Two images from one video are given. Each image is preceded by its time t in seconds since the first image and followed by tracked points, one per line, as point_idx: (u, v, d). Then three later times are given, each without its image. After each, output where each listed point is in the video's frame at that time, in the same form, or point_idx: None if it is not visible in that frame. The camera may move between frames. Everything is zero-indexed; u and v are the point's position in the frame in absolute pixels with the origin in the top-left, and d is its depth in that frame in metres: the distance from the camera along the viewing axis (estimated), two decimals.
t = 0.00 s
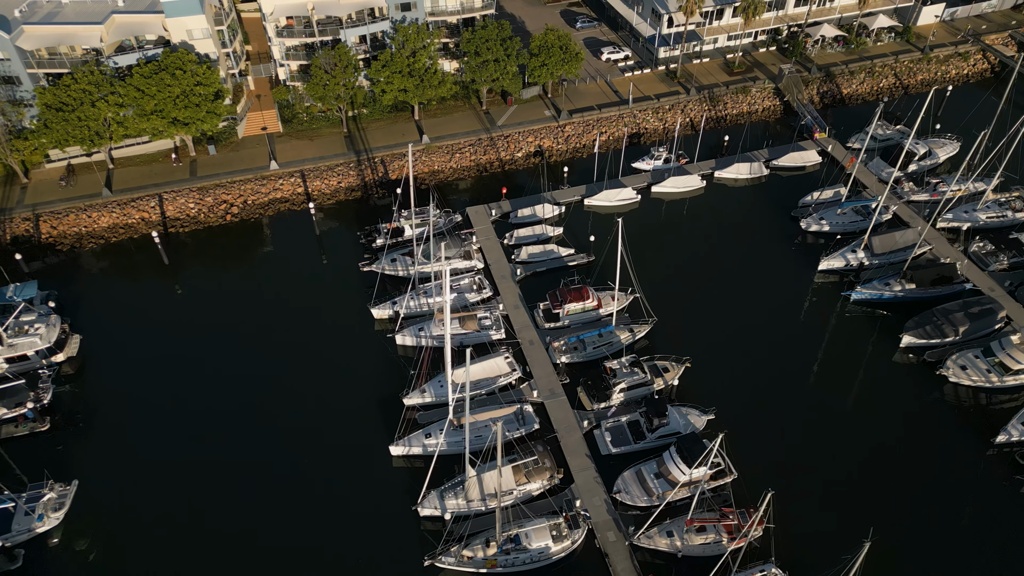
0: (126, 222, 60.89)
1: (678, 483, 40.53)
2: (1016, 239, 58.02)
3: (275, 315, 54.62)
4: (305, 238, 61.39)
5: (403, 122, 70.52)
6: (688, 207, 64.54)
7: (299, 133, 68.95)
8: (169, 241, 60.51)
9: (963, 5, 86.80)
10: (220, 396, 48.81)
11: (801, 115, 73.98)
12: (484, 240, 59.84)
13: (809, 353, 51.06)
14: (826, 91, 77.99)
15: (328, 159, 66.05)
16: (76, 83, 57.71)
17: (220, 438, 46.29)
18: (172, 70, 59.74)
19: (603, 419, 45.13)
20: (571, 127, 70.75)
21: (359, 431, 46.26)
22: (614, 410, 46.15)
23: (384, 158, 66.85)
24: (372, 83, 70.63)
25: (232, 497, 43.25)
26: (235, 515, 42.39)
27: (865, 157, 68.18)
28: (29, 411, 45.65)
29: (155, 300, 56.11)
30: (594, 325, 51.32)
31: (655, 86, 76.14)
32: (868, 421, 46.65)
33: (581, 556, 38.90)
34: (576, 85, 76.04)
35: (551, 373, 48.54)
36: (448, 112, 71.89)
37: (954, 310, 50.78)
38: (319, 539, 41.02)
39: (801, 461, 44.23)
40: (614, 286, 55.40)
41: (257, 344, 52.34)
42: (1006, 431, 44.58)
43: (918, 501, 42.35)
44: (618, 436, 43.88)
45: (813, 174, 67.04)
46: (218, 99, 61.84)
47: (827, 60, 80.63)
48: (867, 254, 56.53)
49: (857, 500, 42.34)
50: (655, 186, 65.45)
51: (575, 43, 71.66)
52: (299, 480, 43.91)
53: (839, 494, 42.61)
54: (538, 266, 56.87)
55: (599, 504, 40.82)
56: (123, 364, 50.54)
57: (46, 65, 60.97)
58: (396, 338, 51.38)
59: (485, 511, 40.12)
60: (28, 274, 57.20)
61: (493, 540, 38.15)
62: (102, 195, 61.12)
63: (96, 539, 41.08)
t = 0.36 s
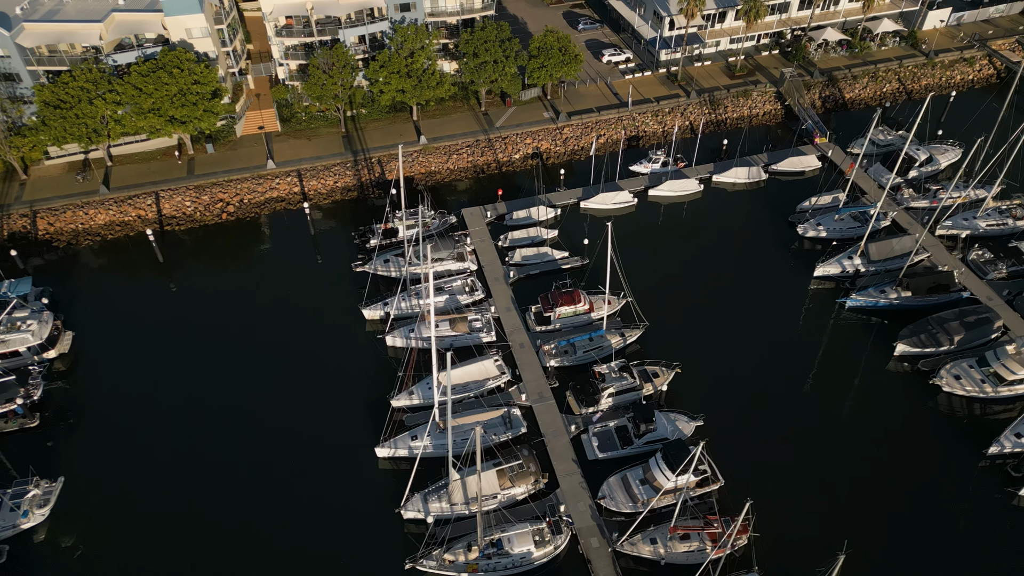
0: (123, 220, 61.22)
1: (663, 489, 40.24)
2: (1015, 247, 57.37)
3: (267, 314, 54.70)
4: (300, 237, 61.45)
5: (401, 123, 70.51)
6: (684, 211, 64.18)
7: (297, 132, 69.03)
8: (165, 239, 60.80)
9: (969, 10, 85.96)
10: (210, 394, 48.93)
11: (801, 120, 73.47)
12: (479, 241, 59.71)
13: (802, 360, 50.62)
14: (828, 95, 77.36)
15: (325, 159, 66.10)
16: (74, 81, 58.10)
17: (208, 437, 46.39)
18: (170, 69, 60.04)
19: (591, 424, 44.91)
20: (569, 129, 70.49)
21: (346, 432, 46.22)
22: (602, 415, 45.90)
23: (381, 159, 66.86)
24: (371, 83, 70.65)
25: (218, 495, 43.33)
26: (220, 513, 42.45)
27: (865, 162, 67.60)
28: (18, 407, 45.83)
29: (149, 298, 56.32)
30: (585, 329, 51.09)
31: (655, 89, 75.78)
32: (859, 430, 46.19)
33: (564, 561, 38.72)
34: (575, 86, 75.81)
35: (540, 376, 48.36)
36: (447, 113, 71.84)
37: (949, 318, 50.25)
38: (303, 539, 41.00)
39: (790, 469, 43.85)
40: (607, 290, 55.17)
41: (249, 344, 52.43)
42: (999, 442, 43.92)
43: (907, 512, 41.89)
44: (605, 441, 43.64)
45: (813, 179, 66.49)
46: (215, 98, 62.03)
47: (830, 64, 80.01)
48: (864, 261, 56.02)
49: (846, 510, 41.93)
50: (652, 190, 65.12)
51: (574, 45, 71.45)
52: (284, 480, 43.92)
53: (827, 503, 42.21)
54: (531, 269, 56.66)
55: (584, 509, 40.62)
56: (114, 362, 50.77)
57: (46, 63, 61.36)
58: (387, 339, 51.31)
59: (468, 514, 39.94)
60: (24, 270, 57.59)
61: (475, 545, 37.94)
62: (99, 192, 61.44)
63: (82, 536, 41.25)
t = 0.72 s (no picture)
0: (119, 217, 61.52)
1: (647, 495, 40.01)
2: (1014, 255, 56.75)
3: (259, 313, 54.83)
4: (295, 237, 61.54)
5: (399, 123, 70.51)
6: (680, 215, 63.88)
7: (296, 131, 69.12)
8: (161, 237, 61.05)
9: (976, 14, 85.02)
10: (199, 393, 49.05)
11: (801, 124, 72.90)
12: (473, 243, 59.60)
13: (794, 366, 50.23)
14: (830, 99, 76.79)
15: (322, 159, 66.18)
16: (73, 78, 58.54)
17: (197, 435, 46.52)
18: (168, 67, 60.39)
19: (578, 428, 44.68)
20: (567, 131, 70.25)
21: (333, 433, 46.19)
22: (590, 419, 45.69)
23: (378, 159, 66.87)
24: (369, 83, 70.66)
25: (204, 493, 43.42)
26: (204, 512, 42.48)
27: (865, 168, 67.02)
28: (7, 402, 46.07)
29: (142, 295, 56.53)
30: (575, 333, 50.92)
31: (655, 91, 75.43)
32: (849, 438, 45.75)
33: (546, 566, 38.53)
34: (575, 88, 75.58)
35: (529, 380, 48.22)
36: (445, 113, 71.78)
37: (944, 326, 49.76)
38: (286, 540, 40.95)
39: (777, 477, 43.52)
40: (600, 294, 55.01)
41: (240, 342, 52.54)
42: (990, 453, 43.38)
43: (895, 522, 41.46)
44: (591, 445, 43.43)
45: (811, 184, 65.98)
46: (213, 97, 62.26)
47: (832, 68, 79.35)
48: (859, 268, 55.52)
49: (833, 519, 41.55)
50: (648, 193, 64.82)
51: (574, 47, 71.23)
52: (270, 479, 43.94)
53: (814, 512, 41.85)
54: (524, 271, 56.48)
55: (567, 514, 40.45)
56: (106, 359, 51.05)
57: (46, 60, 61.84)
58: (377, 340, 51.24)
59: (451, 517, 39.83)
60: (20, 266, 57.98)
61: (456, 548, 37.81)
62: (96, 189, 61.76)
63: (67, 532, 41.45)
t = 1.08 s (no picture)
0: (116, 214, 61.85)
1: (631, 500, 39.80)
2: (1012, 263, 56.15)
3: (251, 311, 54.94)
4: (290, 235, 61.66)
5: (397, 123, 70.49)
6: (676, 218, 63.59)
7: (293, 130, 69.24)
8: (157, 234, 61.35)
9: (981, 19, 84.21)
10: (188, 390, 49.21)
11: (801, 128, 72.41)
12: (467, 244, 59.54)
13: (785, 372, 49.86)
14: (831, 103, 76.23)
15: (318, 158, 66.28)
16: (71, 75, 58.86)
17: (185, 432, 46.67)
18: (166, 65, 60.63)
19: (564, 431, 44.48)
20: (565, 133, 70.08)
21: (320, 432, 46.19)
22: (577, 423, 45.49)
23: (375, 159, 66.87)
24: (368, 83, 70.70)
25: (189, 491, 43.52)
26: (189, 509, 42.58)
27: (864, 173, 66.48)
28: None
29: (136, 292, 56.78)
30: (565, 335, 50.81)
31: (655, 94, 75.10)
32: (839, 446, 45.34)
33: (527, 570, 38.40)
34: (574, 90, 75.36)
35: (518, 382, 48.09)
36: (443, 114, 71.74)
37: (937, 334, 49.31)
38: (269, 539, 40.97)
39: (764, 484, 43.22)
40: (592, 296, 54.90)
41: (230, 340, 52.64)
42: (980, 463, 42.91)
43: (882, 531, 41.09)
44: (577, 449, 43.20)
45: (810, 188, 65.47)
46: (210, 95, 62.47)
47: (835, 71, 78.67)
48: (854, 273, 55.11)
49: (819, 527, 41.23)
50: (644, 196, 64.58)
51: (572, 48, 71.02)
52: (255, 478, 44.00)
53: (800, 520, 41.53)
54: (517, 273, 56.39)
55: (551, 518, 40.34)
56: (98, 355, 51.33)
57: (46, 57, 62.26)
58: (367, 340, 51.22)
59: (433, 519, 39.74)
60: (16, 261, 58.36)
61: (437, 550, 37.71)
62: (94, 186, 62.12)
63: (53, 527, 41.70)
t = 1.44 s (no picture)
0: (113, 210, 62.20)
1: (615, 505, 39.61)
2: (1010, 271, 55.62)
3: (243, 309, 55.06)
4: (285, 234, 61.82)
5: (395, 122, 70.53)
6: (672, 221, 63.31)
7: (291, 129, 69.40)
8: (153, 231, 61.66)
9: (987, 23, 83.35)
10: (178, 387, 49.39)
11: (801, 131, 71.96)
12: (461, 244, 59.47)
13: (776, 378, 49.49)
14: (832, 107, 75.69)
15: (315, 157, 66.43)
16: (69, 73, 59.26)
17: (173, 429, 46.85)
18: (164, 63, 60.91)
19: (551, 434, 44.29)
20: (563, 134, 69.96)
21: (307, 431, 46.21)
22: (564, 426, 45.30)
23: (371, 158, 66.92)
24: (366, 82, 70.78)
25: (174, 488, 43.65)
26: (174, 506, 42.74)
27: (863, 177, 65.93)
28: None
29: (130, 288, 57.06)
30: (555, 338, 50.71)
31: (654, 96, 74.77)
32: (828, 454, 44.94)
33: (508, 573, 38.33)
34: (574, 91, 75.17)
35: (506, 384, 47.94)
36: (441, 114, 71.73)
37: (931, 342, 48.86)
38: (252, 537, 41.04)
39: (750, 490, 42.94)
40: (584, 299, 54.78)
41: (222, 337, 52.78)
42: (970, 473, 42.51)
43: (868, 540, 40.74)
44: (563, 452, 43.04)
45: (808, 193, 65.02)
46: (208, 93, 62.71)
47: (836, 75, 78.11)
48: (849, 279, 54.64)
49: (804, 535, 40.91)
50: (640, 198, 64.36)
51: (571, 49, 70.77)
52: (241, 476, 44.10)
53: (785, 527, 41.24)
54: (510, 274, 56.34)
55: (534, 521, 40.22)
56: (90, 351, 51.63)
57: (46, 54, 62.67)
58: (357, 340, 51.29)
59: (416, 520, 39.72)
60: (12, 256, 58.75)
61: (418, 551, 37.68)
62: (91, 183, 62.51)
63: (39, 522, 41.97)
